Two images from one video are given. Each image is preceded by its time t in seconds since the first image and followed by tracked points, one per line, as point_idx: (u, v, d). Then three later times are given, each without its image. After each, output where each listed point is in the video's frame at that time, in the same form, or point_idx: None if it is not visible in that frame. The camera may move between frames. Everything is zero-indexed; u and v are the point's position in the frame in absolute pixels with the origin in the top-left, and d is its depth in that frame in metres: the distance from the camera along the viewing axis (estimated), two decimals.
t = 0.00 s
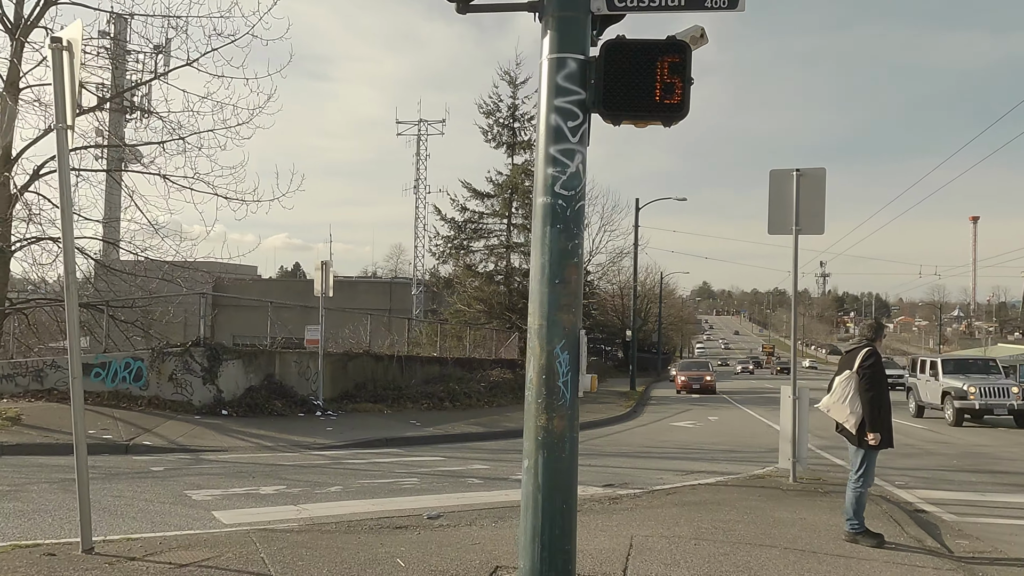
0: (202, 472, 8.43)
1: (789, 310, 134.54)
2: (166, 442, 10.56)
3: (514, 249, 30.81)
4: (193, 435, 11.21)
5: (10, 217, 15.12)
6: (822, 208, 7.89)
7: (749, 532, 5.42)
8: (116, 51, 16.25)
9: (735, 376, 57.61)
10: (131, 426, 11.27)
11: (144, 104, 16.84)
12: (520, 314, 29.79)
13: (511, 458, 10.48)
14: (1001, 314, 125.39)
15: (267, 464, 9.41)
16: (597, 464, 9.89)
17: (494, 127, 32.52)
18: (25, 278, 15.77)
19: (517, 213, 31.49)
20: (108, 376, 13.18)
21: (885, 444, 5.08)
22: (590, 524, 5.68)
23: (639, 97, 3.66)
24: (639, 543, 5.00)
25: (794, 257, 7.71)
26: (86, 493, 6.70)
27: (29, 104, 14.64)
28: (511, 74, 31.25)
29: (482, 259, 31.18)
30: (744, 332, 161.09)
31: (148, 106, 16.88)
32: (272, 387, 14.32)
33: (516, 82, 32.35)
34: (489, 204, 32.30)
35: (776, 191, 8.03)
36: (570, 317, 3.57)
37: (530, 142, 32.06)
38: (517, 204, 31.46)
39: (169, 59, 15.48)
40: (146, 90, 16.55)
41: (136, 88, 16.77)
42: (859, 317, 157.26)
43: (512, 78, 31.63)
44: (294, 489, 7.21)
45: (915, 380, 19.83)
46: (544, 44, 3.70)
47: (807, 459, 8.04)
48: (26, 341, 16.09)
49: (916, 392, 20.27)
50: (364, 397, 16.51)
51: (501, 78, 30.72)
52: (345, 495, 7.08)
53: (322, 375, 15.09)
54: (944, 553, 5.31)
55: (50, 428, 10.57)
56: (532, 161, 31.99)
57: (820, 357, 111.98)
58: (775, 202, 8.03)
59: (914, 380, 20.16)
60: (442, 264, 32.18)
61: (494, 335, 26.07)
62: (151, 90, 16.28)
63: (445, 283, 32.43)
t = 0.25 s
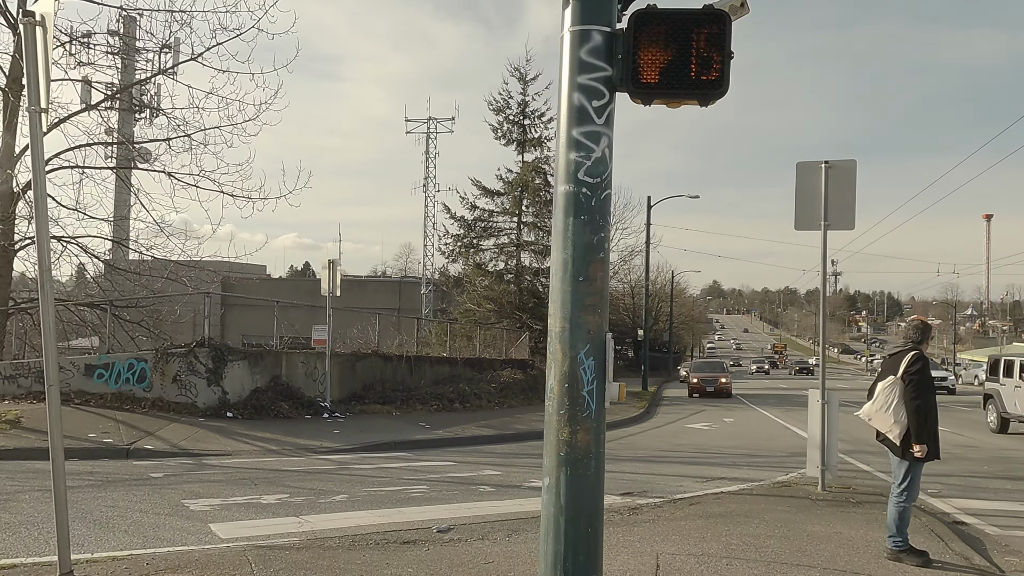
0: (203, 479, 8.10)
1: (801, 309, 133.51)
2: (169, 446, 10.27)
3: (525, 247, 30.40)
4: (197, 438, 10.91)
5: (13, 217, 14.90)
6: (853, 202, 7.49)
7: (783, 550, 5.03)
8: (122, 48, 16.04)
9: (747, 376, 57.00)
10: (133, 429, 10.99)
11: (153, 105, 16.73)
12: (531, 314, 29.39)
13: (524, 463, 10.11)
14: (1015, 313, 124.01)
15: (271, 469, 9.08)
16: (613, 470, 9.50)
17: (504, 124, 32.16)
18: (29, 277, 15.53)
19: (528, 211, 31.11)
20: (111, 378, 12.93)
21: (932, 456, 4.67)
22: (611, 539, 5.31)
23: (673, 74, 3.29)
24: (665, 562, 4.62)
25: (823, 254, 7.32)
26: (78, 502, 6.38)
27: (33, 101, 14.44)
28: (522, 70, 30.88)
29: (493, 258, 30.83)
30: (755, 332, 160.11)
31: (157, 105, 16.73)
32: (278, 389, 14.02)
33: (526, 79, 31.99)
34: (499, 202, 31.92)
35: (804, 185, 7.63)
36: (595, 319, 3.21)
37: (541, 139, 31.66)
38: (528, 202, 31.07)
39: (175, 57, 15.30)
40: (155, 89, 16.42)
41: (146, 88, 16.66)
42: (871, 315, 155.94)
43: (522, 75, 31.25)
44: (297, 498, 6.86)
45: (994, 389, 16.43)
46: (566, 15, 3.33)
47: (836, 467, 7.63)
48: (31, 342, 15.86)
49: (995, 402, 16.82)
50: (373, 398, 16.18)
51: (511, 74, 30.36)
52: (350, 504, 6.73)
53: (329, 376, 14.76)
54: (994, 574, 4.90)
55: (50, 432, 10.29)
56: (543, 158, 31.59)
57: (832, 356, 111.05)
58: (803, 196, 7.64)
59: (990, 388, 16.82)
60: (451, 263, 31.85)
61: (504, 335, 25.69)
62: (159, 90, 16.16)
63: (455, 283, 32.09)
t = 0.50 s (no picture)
0: (201, 480, 7.75)
1: (813, 309, 132.36)
2: (168, 446, 9.92)
3: (535, 245, 29.96)
4: (198, 438, 10.56)
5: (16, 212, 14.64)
6: (885, 189, 7.06)
7: (821, 561, 4.62)
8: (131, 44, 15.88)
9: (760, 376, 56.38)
10: (133, 429, 10.66)
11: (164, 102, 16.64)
12: (541, 312, 28.94)
13: (536, 464, 9.72)
14: None
15: (273, 470, 8.72)
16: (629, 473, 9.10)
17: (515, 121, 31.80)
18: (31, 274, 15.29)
19: (538, 209, 30.74)
20: (114, 376, 12.71)
21: (988, 460, 4.25)
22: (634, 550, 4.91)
23: (711, 25, 2.91)
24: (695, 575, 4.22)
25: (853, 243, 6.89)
26: (66, 506, 6.03)
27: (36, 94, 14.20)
28: (532, 66, 30.52)
29: (503, 256, 30.48)
30: (766, 332, 159.09)
31: (166, 101, 16.56)
32: (284, 387, 13.69)
33: (536, 74, 31.61)
34: (509, 200, 31.56)
35: (832, 171, 7.22)
36: (623, 302, 2.82)
37: (552, 136, 31.26)
38: (538, 200, 30.69)
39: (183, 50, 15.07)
40: (164, 85, 16.25)
41: (154, 83, 16.49)
42: (884, 316, 154.64)
43: (533, 70, 30.89)
44: (298, 501, 6.49)
45: None
46: None
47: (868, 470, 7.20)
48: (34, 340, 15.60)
49: None
50: (381, 397, 15.84)
51: (521, 70, 30.00)
52: (353, 508, 6.34)
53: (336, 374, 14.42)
54: None
55: (46, 431, 9.96)
56: (553, 155, 31.19)
57: (844, 356, 110.11)
58: (831, 183, 7.21)
59: None
60: (461, 261, 31.52)
61: (515, 334, 25.41)
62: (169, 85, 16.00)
63: (465, 281, 31.77)
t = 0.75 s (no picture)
0: (202, 491, 7.40)
1: (826, 309, 131.24)
2: (171, 453, 9.59)
3: (547, 245, 29.56)
4: (202, 445, 10.23)
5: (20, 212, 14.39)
6: (925, 186, 6.62)
7: None
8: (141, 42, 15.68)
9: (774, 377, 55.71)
10: (135, 434, 10.35)
11: (174, 102, 16.46)
12: (553, 313, 28.49)
13: (552, 473, 9.34)
14: None
15: (278, 480, 8.37)
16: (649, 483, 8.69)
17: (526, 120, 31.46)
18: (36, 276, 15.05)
19: (550, 208, 30.37)
20: (118, 379, 12.43)
21: None
22: None
23: None
24: None
25: (891, 243, 6.47)
26: (57, 521, 5.70)
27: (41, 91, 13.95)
28: (544, 64, 30.16)
29: (514, 257, 30.15)
30: (779, 332, 157.95)
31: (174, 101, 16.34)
32: (291, 391, 13.36)
33: (547, 72, 31.21)
34: (520, 199, 31.21)
35: (868, 167, 6.79)
36: (662, 309, 2.44)
37: (563, 135, 30.86)
38: (550, 199, 30.32)
39: (191, 49, 14.82)
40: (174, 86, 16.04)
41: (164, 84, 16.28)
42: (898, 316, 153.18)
43: (544, 68, 30.53)
44: (302, 516, 6.12)
45: None
46: None
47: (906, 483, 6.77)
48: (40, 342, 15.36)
49: None
50: (391, 401, 15.50)
51: (533, 67, 29.60)
52: (360, 524, 5.97)
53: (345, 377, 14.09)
54: None
55: (46, 437, 9.65)
56: (565, 154, 30.81)
57: (858, 357, 109.02)
58: (867, 179, 6.79)
59: None
60: (472, 262, 31.20)
61: (527, 335, 25.06)
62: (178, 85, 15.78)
63: (475, 282, 31.43)
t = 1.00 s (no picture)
0: (201, 494, 7.06)
1: (838, 308, 130.24)
2: (172, 453, 9.27)
3: (558, 242, 29.18)
4: (204, 445, 9.90)
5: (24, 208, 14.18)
6: (967, 170, 6.20)
7: None
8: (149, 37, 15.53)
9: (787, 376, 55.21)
10: (137, 434, 10.05)
11: (183, 98, 16.28)
12: (565, 311, 28.05)
13: (567, 476, 8.96)
14: None
15: (281, 481, 8.03)
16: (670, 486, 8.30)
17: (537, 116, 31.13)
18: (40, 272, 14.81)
19: (561, 205, 30.02)
20: (120, 377, 12.15)
21: None
22: None
23: None
24: None
25: (931, 230, 6.05)
26: (43, 527, 5.37)
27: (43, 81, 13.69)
28: (555, 58, 29.81)
29: (525, 254, 29.84)
30: (790, 332, 157.01)
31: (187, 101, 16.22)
32: (298, 390, 13.04)
33: (559, 67, 30.84)
34: (531, 196, 30.86)
35: (909, 149, 6.36)
36: (717, 293, 2.06)
37: (575, 130, 30.47)
38: (561, 196, 29.98)
39: (198, 41, 14.59)
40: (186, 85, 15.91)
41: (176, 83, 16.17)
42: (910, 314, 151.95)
43: (555, 62, 30.15)
44: (304, 522, 5.76)
45: None
46: None
47: (948, 488, 6.32)
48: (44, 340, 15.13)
49: None
50: (399, 400, 15.16)
51: (543, 62, 29.24)
52: (366, 531, 5.60)
53: (352, 376, 13.75)
54: None
55: (44, 437, 9.36)
56: (576, 149, 30.45)
57: (870, 356, 108.12)
58: (907, 162, 6.36)
59: None
60: (482, 259, 30.90)
61: (539, 334, 24.69)
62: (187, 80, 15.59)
63: (485, 279, 31.10)
